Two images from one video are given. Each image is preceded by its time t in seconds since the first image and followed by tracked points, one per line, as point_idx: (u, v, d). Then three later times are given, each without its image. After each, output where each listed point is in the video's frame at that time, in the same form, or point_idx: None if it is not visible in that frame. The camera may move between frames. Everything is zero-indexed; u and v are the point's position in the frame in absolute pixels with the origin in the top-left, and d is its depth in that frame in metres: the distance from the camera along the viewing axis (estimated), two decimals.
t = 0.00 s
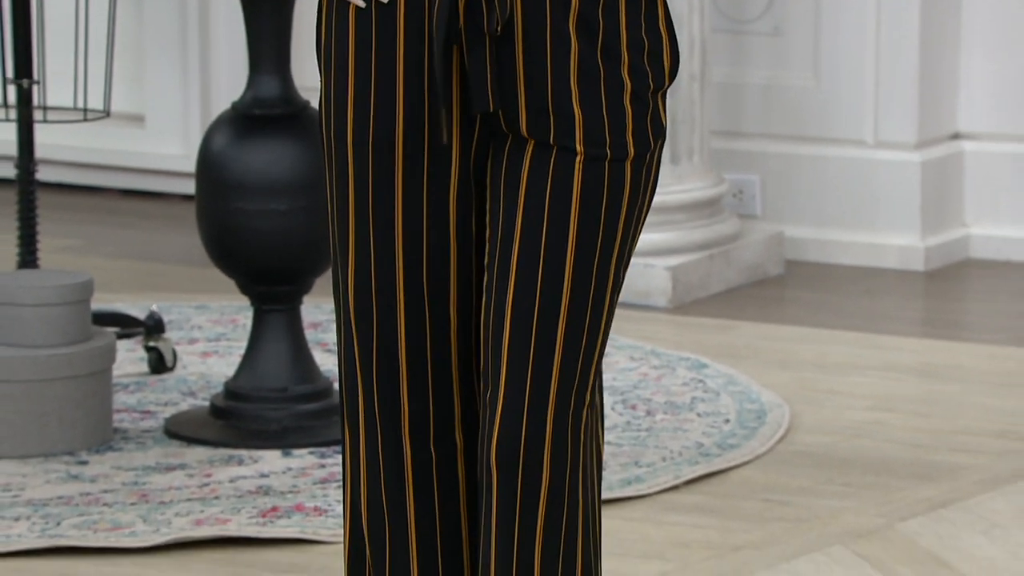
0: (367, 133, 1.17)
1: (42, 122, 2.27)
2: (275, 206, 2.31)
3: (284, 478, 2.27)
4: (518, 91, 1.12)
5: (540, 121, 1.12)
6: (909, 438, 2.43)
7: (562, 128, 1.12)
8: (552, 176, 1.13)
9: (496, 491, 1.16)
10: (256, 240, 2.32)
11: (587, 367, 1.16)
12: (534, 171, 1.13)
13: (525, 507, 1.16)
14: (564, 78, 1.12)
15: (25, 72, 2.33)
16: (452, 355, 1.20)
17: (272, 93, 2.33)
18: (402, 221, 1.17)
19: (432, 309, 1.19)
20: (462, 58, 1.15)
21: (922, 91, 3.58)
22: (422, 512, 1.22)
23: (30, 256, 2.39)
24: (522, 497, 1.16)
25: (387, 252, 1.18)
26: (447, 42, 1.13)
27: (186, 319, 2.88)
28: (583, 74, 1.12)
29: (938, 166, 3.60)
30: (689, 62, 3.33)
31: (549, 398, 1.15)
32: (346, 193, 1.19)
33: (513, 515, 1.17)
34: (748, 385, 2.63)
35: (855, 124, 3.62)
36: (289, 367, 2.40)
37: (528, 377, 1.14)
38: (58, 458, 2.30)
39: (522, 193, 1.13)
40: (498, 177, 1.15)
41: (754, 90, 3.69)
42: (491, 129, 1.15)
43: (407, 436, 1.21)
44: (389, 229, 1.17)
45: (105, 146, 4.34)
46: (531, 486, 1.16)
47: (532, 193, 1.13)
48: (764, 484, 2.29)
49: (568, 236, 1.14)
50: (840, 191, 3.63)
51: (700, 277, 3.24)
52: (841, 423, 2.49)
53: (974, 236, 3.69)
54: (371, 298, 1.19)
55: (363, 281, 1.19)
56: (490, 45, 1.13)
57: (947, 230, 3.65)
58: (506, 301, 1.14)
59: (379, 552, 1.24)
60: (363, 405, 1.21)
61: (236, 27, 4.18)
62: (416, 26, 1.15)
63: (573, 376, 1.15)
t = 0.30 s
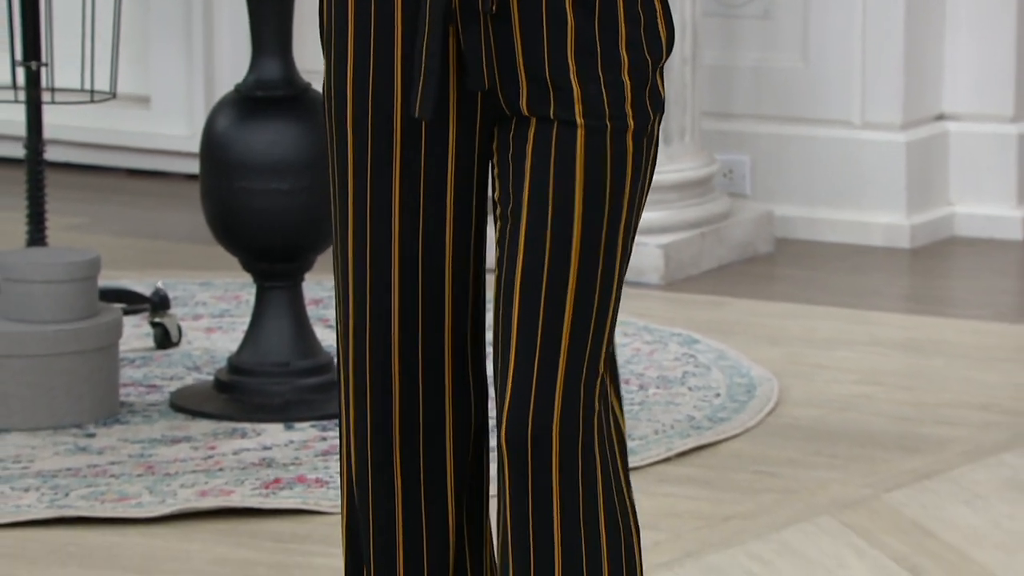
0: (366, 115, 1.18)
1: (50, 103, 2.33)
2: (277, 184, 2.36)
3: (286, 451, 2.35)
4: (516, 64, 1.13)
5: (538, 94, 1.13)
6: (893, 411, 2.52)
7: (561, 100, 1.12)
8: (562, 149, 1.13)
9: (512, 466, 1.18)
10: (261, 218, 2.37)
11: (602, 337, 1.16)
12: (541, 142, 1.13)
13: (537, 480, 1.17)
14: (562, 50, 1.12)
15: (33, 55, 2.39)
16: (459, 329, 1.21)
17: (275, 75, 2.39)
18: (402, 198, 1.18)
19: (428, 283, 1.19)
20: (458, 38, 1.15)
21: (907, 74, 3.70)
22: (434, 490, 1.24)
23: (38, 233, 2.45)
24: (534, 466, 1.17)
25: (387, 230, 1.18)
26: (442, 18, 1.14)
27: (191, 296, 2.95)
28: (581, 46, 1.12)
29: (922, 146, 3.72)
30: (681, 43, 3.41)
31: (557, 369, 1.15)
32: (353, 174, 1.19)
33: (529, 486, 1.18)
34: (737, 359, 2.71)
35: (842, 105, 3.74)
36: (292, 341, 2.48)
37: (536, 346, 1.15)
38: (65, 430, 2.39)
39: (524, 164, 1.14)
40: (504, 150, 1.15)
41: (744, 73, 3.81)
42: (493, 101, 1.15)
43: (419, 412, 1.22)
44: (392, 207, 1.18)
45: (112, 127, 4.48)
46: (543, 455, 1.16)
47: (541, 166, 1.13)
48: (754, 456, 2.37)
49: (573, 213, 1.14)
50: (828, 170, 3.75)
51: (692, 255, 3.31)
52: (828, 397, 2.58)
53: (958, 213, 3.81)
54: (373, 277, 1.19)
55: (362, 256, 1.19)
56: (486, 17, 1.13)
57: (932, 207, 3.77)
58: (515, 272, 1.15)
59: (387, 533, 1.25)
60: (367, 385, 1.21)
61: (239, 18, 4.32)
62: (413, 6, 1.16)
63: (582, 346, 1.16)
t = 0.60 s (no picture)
0: (377, 97, 1.18)
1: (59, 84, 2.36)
2: (280, 163, 2.42)
3: (289, 423, 2.43)
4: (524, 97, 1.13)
5: (545, 128, 1.13)
6: (880, 384, 2.60)
7: (568, 131, 1.13)
8: (579, 175, 1.13)
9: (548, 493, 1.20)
10: (263, 199, 2.43)
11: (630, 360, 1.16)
12: (558, 173, 1.13)
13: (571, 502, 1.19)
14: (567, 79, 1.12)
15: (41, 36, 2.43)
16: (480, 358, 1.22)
17: (278, 57, 2.44)
18: (423, 239, 1.18)
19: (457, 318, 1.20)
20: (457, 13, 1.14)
21: (895, 54, 3.78)
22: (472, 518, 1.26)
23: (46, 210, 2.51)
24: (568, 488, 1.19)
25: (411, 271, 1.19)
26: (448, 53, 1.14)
27: (196, 272, 3.02)
28: (583, 70, 1.12)
29: (910, 126, 3.81)
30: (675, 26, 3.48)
31: (582, 396, 1.16)
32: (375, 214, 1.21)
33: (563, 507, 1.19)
34: (729, 334, 2.79)
35: (832, 85, 3.83)
36: (296, 315, 2.54)
37: (561, 376, 1.16)
38: (72, 405, 2.45)
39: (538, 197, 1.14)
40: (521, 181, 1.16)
41: (735, 54, 3.90)
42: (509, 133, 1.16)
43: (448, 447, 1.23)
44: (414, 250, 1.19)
45: (118, 106, 4.58)
46: (575, 478, 1.18)
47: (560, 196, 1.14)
48: (745, 428, 2.44)
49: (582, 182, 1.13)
50: (817, 148, 3.84)
51: (684, 231, 3.37)
52: (818, 370, 2.65)
53: (943, 191, 3.91)
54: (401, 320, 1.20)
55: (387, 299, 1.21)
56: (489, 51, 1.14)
57: (919, 185, 3.87)
58: (539, 304, 1.16)
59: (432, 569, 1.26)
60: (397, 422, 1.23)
61: None
62: None
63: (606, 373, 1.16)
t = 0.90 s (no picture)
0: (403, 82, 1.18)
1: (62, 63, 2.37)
2: (281, 140, 2.45)
3: (289, 396, 2.47)
4: (554, 93, 1.16)
5: (576, 129, 1.16)
6: (873, 357, 2.67)
7: (598, 129, 1.17)
8: (612, 162, 1.17)
9: (591, 483, 1.23)
10: (264, 173, 2.46)
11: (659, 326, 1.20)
12: (591, 171, 1.17)
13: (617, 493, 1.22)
14: (596, 78, 1.16)
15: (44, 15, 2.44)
16: (514, 379, 1.22)
17: (278, 35, 2.47)
18: (460, 258, 1.19)
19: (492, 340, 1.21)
20: None
21: (887, 33, 3.90)
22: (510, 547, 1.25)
23: (49, 185, 2.55)
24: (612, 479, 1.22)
25: (445, 292, 1.20)
26: (475, 69, 1.16)
27: (197, 248, 3.07)
28: (611, 46, 1.15)
29: (901, 102, 3.94)
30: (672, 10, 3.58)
31: (619, 387, 1.20)
32: (403, 238, 1.21)
33: (606, 500, 1.23)
34: (723, 309, 2.85)
35: (825, 64, 3.95)
36: (296, 290, 2.60)
37: (598, 368, 1.20)
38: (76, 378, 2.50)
39: (570, 197, 1.18)
40: (552, 182, 1.18)
41: (730, 31, 4.02)
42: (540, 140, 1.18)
43: (482, 470, 1.23)
44: (450, 270, 1.20)
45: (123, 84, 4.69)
46: (617, 468, 1.22)
47: (594, 186, 1.17)
48: (740, 400, 2.51)
49: (607, 153, 1.17)
50: (811, 124, 3.97)
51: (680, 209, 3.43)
52: (812, 344, 2.73)
53: (934, 166, 4.05)
54: (437, 344, 1.21)
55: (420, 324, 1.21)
56: (513, 60, 1.16)
57: (911, 161, 4.00)
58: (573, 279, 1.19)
59: None
60: (431, 450, 1.23)
61: None
62: None
63: (641, 361, 1.20)
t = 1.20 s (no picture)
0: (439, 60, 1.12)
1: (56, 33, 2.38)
2: (279, 111, 2.52)
3: (287, 367, 2.52)
4: (600, 71, 1.12)
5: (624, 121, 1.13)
6: (869, 330, 2.76)
7: (647, 122, 1.14)
8: (660, 142, 1.14)
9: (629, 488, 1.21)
10: (261, 142, 2.53)
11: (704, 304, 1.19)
12: (640, 164, 1.14)
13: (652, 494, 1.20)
14: (644, 69, 1.13)
15: None
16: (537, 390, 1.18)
17: (276, 7, 2.54)
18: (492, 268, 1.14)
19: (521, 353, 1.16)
20: None
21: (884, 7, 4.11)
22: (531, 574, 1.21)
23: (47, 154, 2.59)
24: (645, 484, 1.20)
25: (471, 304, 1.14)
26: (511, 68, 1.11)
27: (194, 220, 3.17)
28: (659, 21, 1.13)
29: (897, 74, 4.16)
30: None
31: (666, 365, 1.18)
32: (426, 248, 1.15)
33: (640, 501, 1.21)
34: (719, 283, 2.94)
35: (823, 37, 4.17)
36: (293, 264, 2.66)
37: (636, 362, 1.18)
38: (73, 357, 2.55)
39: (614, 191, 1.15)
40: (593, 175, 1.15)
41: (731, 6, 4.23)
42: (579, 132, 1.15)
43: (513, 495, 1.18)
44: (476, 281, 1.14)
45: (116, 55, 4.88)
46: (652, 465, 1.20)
47: (642, 166, 1.14)
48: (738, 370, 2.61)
49: (656, 133, 1.14)
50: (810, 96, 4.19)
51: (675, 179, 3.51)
52: (812, 316, 2.82)
53: (932, 138, 4.28)
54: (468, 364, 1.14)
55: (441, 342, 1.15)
56: (558, 40, 1.11)
57: (910, 134, 4.23)
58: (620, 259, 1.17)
59: None
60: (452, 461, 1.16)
61: None
62: None
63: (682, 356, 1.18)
